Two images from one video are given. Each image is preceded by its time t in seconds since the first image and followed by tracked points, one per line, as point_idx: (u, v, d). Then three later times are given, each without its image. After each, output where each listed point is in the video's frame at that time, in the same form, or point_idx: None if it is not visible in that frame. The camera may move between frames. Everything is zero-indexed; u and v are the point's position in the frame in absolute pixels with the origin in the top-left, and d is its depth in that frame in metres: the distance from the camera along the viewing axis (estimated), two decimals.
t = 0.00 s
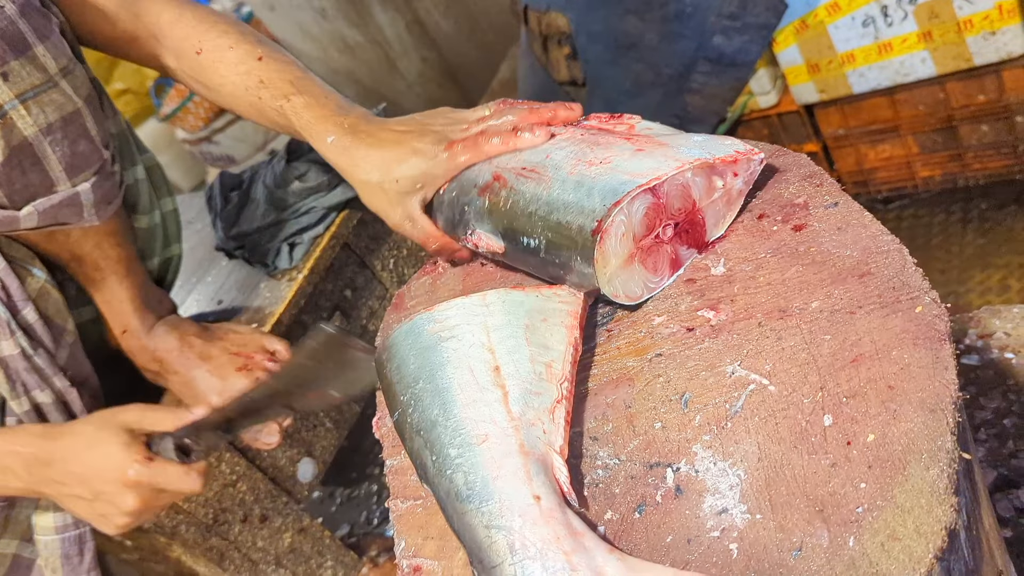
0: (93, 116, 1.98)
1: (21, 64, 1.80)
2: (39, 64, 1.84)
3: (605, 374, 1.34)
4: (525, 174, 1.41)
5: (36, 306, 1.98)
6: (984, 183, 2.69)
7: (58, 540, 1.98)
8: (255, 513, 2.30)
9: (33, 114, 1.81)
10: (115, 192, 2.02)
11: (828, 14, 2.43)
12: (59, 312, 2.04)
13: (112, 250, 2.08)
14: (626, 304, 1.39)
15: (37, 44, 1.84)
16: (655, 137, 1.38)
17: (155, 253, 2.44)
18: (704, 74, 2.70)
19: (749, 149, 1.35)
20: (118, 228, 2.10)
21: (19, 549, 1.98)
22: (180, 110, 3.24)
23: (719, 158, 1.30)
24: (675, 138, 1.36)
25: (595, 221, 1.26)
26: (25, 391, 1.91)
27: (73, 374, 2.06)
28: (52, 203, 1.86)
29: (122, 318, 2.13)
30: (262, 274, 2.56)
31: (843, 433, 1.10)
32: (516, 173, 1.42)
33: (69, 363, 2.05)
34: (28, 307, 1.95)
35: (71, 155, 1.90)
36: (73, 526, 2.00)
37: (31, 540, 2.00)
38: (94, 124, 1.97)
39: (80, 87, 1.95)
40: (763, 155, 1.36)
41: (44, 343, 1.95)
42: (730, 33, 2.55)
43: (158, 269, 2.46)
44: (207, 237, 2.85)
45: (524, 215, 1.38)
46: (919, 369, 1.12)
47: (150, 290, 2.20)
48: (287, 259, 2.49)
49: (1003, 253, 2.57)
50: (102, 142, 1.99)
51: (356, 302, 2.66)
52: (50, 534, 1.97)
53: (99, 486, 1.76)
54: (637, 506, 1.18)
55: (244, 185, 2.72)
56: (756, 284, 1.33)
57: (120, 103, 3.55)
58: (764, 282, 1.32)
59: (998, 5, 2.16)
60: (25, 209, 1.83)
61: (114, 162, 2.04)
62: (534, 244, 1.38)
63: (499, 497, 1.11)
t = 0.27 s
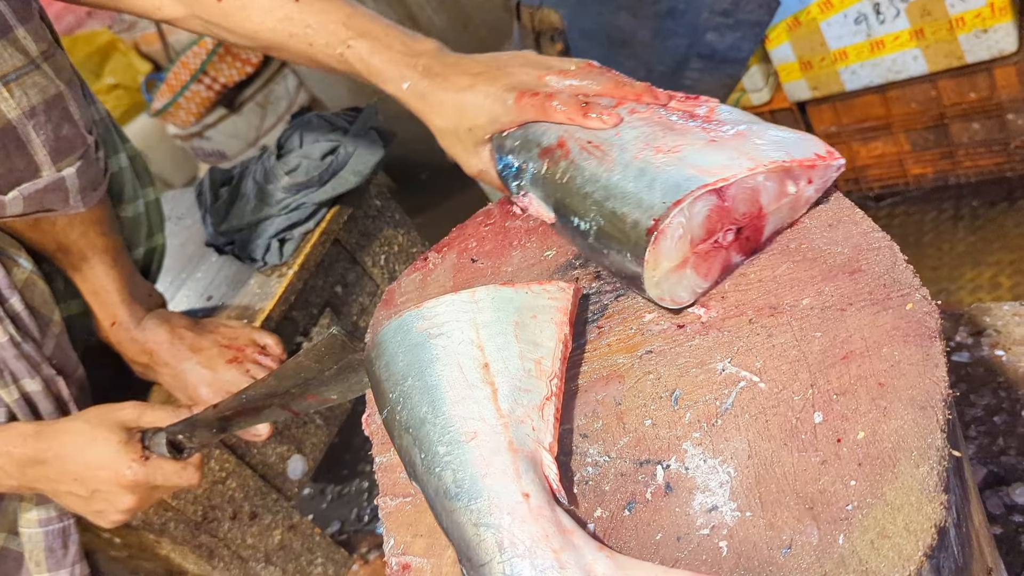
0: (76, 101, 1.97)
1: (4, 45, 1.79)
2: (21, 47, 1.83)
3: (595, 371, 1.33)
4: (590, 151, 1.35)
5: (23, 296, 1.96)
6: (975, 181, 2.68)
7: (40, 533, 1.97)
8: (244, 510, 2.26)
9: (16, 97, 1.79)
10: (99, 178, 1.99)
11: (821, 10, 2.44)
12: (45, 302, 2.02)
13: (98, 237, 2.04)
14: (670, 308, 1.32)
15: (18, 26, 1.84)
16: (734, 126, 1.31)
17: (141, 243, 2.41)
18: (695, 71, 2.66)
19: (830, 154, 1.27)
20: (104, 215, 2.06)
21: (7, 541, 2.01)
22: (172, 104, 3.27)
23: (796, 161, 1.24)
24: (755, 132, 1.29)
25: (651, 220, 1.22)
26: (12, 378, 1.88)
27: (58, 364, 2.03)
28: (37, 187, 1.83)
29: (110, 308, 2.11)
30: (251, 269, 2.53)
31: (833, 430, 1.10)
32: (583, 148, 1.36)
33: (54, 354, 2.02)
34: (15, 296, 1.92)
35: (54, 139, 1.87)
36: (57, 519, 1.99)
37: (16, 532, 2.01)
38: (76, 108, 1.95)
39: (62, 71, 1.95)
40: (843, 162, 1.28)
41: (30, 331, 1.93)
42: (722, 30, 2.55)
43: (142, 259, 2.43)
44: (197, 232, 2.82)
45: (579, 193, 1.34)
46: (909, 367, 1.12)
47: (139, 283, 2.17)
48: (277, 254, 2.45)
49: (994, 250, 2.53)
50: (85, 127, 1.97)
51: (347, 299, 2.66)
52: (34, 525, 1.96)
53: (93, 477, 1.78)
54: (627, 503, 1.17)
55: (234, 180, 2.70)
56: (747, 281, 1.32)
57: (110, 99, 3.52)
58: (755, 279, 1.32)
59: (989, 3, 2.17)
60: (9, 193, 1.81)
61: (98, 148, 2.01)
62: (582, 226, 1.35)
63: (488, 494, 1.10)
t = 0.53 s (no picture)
0: (74, 101, 1.96)
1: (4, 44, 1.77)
2: (18, 46, 1.81)
3: (587, 368, 1.34)
4: (611, 138, 1.39)
5: (16, 293, 1.94)
6: (968, 178, 2.68)
7: (35, 531, 1.94)
8: (236, 508, 2.25)
9: (12, 96, 1.77)
10: (96, 178, 1.98)
11: (814, 9, 2.44)
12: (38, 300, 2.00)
13: (92, 238, 2.04)
14: (659, 306, 1.35)
15: (17, 25, 1.83)
16: (761, 127, 1.30)
17: (137, 244, 2.40)
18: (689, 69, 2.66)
19: (854, 170, 1.26)
20: (99, 215, 2.07)
21: None
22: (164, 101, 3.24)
23: (806, 174, 1.24)
24: (779, 137, 1.29)
25: (638, 219, 1.27)
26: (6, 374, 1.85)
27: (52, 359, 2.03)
28: (32, 187, 1.82)
29: (103, 309, 2.09)
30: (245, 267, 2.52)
31: (823, 427, 1.10)
32: (606, 134, 1.40)
33: (47, 350, 2.02)
34: (9, 293, 1.90)
35: (51, 139, 1.85)
36: (52, 518, 1.97)
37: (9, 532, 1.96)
38: (74, 108, 1.94)
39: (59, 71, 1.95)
40: (870, 177, 1.26)
41: (24, 327, 1.91)
42: (716, 28, 2.55)
43: (137, 260, 2.41)
44: (190, 230, 2.81)
45: (593, 179, 1.40)
46: (899, 364, 1.12)
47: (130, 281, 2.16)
48: (270, 252, 2.44)
49: (986, 248, 2.52)
50: (83, 127, 1.96)
51: (340, 296, 2.65)
52: (27, 525, 1.94)
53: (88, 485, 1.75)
54: (618, 501, 1.17)
55: (227, 178, 2.69)
56: (737, 278, 1.35)
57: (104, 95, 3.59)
58: (748, 277, 1.34)
59: (981, 2, 2.19)
60: (3, 193, 1.78)
61: (94, 149, 2.00)
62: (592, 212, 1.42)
63: (479, 491, 1.10)
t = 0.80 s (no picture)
0: (68, 97, 1.93)
1: None
2: (12, 41, 1.79)
3: (580, 367, 1.33)
4: (604, 134, 1.39)
5: (8, 292, 1.92)
6: (961, 177, 2.70)
7: (27, 531, 1.94)
8: (229, 507, 2.22)
9: (7, 92, 1.76)
10: (89, 175, 1.97)
11: (808, 7, 2.44)
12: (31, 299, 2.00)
13: (85, 236, 2.01)
14: (653, 305, 1.35)
15: (11, 20, 1.80)
16: (754, 126, 1.31)
17: (130, 242, 2.38)
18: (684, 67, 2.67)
19: (848, 168, 1.26)
20: (92, 213, 2.04)
21: None
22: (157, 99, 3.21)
23: (800, 172, 1.24)
24: (772, 135, 1.29)
25: (631, 216, 1.27)
26: None
27: (46, 358, 2.01)
28: (26, 184, 1.80)
29: (95, 306, 2.07)
30: (238, 264, 2.50)
31: (817, 425, 1.10)
32: (599, 132, 1.40)
33: (41, 349, 2.00)
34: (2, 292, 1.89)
35: (44, 136, 1.84)
36: (43, 517, 1.96)
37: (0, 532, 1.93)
38: (69, 104, 1.92)
39: (54, 67, 1.92)
40: (862, 176, 1.27)
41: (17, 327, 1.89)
42: (711, 27, 2.55)
43: (131, 259, 2.40)
44: (183, 228, 2.80)
45: (585, 177, 1.40)
46: (893, 362, 1.13)
47: (123, 280, 2.14)
48: (263, 249, 2.43)
49: (980, 246, 2.55)
50: (78, 124, 1.94)
51: (333, 294, 2.64)
52: (20, 524, 1.93)
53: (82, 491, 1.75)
54: (612, 499, 1.17)
55: (220, 176, 2.68)
56: (731, 277, 1.34)
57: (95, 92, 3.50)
58: (741, 275, 1.34)
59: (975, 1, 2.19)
60: None
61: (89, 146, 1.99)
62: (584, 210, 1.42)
63: (472, 490, 1.10)
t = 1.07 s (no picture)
0: (26, 112, 1.89)
1: None
2: None
3: (575, 368, 1.34)
4: (599, 137, 1.39)
5: None
6: (956, 177, 2.69)
7: (20, 549, 1.92)
8: (223, 508, 2.23)
9: None
10: (58, 190, 1.96)
11: (803, 6, 2.44)
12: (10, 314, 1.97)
13: (61, 246, 2.01)
14: (648, 306, 1.35)
15: None
16: (747, 127, 1.30)
17: (115, 249, 2.37)
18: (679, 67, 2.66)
19: (841, 169, 1.25)
20: (69, 224, 2.03)
21: None
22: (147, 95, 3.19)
23: (793, 173, 1.23)
24: (766, 136, 1.29)
25: (624, 219, 1.26)
26: None
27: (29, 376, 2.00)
28: None
29: (82, 316, 2.07)
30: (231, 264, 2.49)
31: (811, 428, 1.10)
32: (594, 134, 1.40)
33: (24, 368, 1.99)
34: None
35: (5, 155, 1.82)
36: (36, 534, 1.95)
37: None
38: (28, 119, 1.88)
39: (10, 85, 1.88)
40: (857, 176, 1.25)
41: None
42: (705, 26, 2.55)
43: (117, 265, 2.39)
44: (176, 228, 2.78)
45: (579, 179, 1.39)
46: (888, 364, 1.12)
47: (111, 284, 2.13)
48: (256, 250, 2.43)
49: (973, 246, 2.52)
50: (39, 139, 1.91)
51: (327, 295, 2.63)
52: (12, 542, 1.90)
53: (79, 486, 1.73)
54: (606, 502, 1.16)
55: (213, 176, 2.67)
56: (726, 278, 1.34)
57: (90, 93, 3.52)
58: (736, 277, 1.33)
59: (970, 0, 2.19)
60: None
61: (55, 158, 1.97)
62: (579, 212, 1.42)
63: (438, 515, 1.12)
